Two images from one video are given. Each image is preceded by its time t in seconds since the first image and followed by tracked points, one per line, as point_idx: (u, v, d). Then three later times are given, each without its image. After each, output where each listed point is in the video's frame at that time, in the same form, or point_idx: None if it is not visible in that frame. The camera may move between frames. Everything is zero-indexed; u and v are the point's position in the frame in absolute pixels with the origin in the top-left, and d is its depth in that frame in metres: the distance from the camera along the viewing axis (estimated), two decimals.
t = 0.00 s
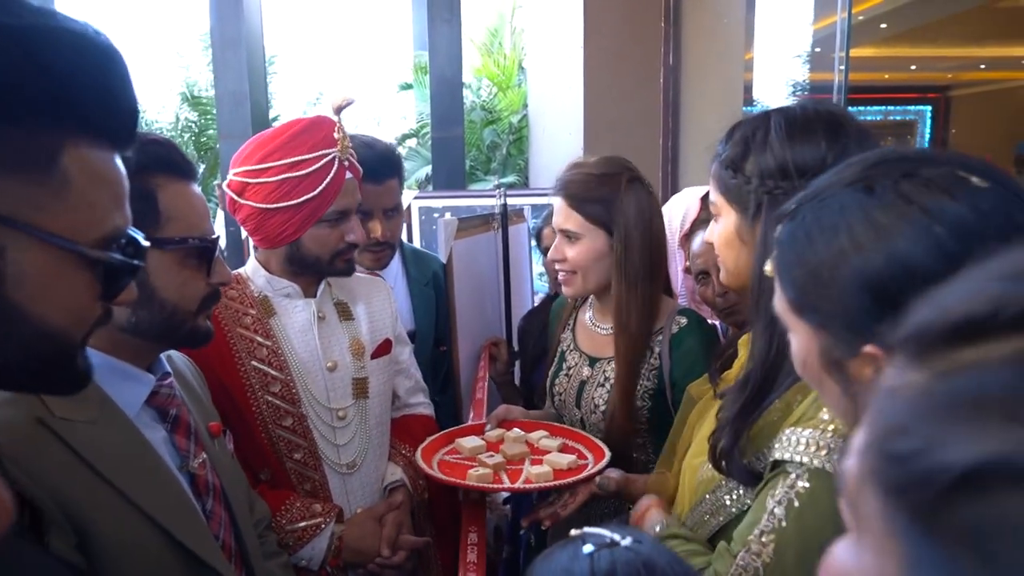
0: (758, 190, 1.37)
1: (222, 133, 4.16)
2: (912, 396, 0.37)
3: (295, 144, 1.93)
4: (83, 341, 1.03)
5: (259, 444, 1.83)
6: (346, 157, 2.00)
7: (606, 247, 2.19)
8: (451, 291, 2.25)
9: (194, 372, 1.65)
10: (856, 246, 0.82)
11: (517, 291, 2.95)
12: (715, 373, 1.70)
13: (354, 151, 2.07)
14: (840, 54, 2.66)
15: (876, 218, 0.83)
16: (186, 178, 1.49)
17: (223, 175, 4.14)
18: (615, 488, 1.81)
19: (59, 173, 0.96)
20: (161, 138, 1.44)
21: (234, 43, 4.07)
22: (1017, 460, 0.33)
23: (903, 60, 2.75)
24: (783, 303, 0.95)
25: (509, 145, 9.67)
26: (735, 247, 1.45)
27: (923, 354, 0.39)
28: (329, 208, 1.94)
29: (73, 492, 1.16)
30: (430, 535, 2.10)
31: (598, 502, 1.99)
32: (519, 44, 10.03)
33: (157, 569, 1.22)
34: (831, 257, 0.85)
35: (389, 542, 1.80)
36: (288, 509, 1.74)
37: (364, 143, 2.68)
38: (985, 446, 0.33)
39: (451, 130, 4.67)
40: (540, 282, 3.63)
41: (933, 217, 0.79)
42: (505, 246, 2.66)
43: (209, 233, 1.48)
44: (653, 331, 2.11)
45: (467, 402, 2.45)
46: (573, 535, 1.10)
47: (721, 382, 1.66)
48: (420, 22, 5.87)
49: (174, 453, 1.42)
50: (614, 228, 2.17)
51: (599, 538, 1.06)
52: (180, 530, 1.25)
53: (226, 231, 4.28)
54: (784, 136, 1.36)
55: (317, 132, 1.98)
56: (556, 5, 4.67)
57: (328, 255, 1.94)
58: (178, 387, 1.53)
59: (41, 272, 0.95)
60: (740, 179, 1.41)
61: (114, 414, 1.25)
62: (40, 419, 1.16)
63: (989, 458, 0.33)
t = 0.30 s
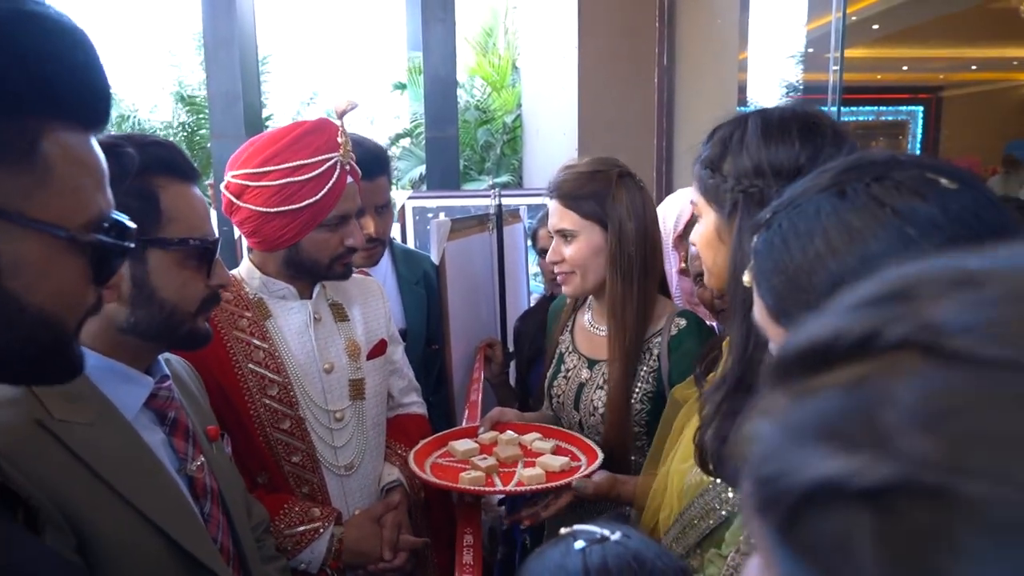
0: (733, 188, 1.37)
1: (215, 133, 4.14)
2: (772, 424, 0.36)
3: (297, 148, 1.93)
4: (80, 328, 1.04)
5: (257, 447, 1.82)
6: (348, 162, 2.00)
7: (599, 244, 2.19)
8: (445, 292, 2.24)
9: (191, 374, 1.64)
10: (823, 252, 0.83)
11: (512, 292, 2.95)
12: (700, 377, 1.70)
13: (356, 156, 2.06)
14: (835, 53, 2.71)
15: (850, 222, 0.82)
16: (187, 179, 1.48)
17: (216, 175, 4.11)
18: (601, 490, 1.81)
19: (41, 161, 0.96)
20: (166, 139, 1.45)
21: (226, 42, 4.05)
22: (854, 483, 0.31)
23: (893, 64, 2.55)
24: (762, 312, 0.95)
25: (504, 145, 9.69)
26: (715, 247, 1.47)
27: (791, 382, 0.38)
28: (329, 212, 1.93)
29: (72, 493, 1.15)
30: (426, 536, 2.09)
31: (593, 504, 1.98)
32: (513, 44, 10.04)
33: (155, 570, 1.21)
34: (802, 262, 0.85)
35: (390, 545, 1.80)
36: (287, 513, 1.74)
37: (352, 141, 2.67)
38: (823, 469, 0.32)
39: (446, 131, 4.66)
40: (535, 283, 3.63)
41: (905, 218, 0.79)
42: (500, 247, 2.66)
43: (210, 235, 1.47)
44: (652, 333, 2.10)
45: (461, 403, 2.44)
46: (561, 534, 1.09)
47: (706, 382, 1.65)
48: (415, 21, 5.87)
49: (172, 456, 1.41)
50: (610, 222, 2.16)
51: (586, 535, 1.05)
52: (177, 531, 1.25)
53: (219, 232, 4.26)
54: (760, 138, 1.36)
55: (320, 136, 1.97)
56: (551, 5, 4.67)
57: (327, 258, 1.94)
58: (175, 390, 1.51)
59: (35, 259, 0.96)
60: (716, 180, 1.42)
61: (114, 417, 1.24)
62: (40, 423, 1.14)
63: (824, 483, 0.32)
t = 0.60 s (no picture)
0: (731, 192, 1.38)
1: (211, 134, 4.13)
2: (728, 440, 0.39)
3: (300, 152, 1.93)
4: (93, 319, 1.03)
5: (253, 449, 1.81)
6: (347, 166, 2.01)
7: (600, 243, 2.19)
8: (443, 292, 2.24)
9: (188, 374, 1.64)
10: (819, 253, 0.82)
11: (510, 292, 2.95)
12: (697, 378, 1.69)
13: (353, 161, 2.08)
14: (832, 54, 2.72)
15: (847, 222, 0.83)
16: (183, 182, 1.48)
17: (212, 176, 4.10)
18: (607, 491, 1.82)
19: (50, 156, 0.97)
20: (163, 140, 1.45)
21: (222, 43, 4.05)
22: (801, 498, 0.34)
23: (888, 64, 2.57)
24: (760, 310, 0.93)
25: (500, 146, 9.72)
26: (711, 251, 1.48)
27: (744, 397, 0.41)
28: (330, 216, 1.94)
29: (73, 494, 1.15)
30: (423, 535, 2.09)
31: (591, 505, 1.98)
32: (509, 45, 10.06)
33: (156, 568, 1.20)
34: (797, 262, 0.84)
35: (388, 545, 1.79)
36: (284, 513, 1.73)
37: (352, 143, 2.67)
38: (779, 483, 0.34)
39: (443, 131, 4.65)
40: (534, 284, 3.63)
41: (902, 217, 0.80)
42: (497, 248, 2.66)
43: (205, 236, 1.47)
44: (652, 334, 2.10)
45: (458, 405, 2.44)
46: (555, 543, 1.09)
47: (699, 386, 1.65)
48: (411, 22, 5.87)
49: (172, 457, 1.41)
50: (609, 222, 2.17)
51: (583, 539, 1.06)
52: (178, 529, 1.24)
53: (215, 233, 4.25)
54: (755, 138, 1.36)
55: (321, 141, 1.98)
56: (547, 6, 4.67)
57: (325, 261, 1.94)
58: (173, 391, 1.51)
59: (48, 255, 0.96)
60: (712, 184, 1.42)
61: (114, 419, 1.24)
62: (41, 428, 1.15)
63: (777, 496, 0.35)
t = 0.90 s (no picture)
0: (738, 198, 1.39)
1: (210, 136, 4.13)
2: (750, 460, 0.42)
3: (283, 155, 1.94)
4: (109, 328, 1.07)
5: (245, 455, 1.81)
6: (331, 168, 2.02)
7: (603, 246, 2.19)
8: (443, 294, 2.24)
9: (184, 378, 1.64)
10: (823, 258, 0.83)
11: (511, 295, 2.95)
12: (698, 381, 1.70)
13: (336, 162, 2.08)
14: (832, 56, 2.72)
15: (851, 225, 0.83)
16: (177, 186, 1.47)
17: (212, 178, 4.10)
18: (597, 493, 1.75)
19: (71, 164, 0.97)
20: (164, 150, 1.45)
21: (221, 45, 4.04)
22: (829, 520, 0.36)
23: (885, 66, 2.58)
24: (764, 312, 0.93)
25: (498, 148, 9.78)
26: (716, 256, 1.49)
27: (764, 415, 0.43)
28: (316, 219, 1.95)
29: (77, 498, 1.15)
30: (421, 534, 2.09)
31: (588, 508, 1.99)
32: (507, 48, 10.07)
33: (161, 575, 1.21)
34: (801, 268, 0.85)
35: (383, 544, 1.80)
36: (278, 517, 1.72)
37: (355, 149, 2.66)
38: (805, 505, 0.37)
39: (442, 133, 4.66)
40: (534, 286, 3.64)
41: (905, 222, 0.81)
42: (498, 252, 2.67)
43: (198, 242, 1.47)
44: (653, 337, 2.10)
45: (460, 407, 2.45)
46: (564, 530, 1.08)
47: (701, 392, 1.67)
48: (410, 24, 5.88)
49: (171, 462, 1.40)
50: (611, 227, 2.17)
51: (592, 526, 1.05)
52: (172, 529, 1.23)
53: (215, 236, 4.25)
54: (764, 143, 1.37)
55: (303, 143, 1.99)
56: (546, 7, 4.67)
57: (313, 262, 1.94)
58: (171, 397, 1.50)
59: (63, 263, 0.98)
60: (721, 189, 1.43)
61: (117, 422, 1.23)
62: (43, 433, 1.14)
63: (803, 517, 0.37)
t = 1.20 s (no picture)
0: (755, 199, 1.39)
1: (218, 136, 4.15)
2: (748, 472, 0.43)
3: (272, 150, 1.94)
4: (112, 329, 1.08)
5: (248, 457, 1.80)
6: (322, 160, 2.02)
7: (618, 253, 2.19)
8: (450, 294, 2.25)
9: (189, 378, 1.62)
10: (825, 262, 0.83)
11: (518, 294, 2.95)
12: (704, 381, 1.70)
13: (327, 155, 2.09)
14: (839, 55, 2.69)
15: (853, 229, 0.83)
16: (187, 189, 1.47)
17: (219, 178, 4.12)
18: (609, 493, 1.75)
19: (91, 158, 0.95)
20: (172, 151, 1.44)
21: (229, 45, 4.06)
22: (828, 534, 0.37)
23: (894, 64, 2.57)
24: (767, 315, 0.94)
25: (505, 147, 9.80)
26: (727, 257, 1.49)
27: (761, 425, 0.44)
28: (309, 213, 1.96)
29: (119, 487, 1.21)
30: (425, 532, 2.10)
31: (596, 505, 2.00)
32: (514, 46, 10.06)
33: None
34: (801, 272, 0.86)
35: (386, 540, 1.83)
36: (283, 518, 1.71)
37: (362, 148, 2.67)
38: (804, 517, 0.38)
39: (449, 133, 4.66)
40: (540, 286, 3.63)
41: (905, 225, 0.80)
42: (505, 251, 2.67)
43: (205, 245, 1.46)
44: (660, 336, 2.09)
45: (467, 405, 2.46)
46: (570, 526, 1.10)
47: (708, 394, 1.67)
48: (417, 24, 5.89)
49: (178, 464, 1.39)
50: (624, 233, 2.17)
51: (597, 520, 1.07)
52: (178, 534, 1.22)
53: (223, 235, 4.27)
54: (782, 142, 1.36)
55: (291, 137, 2.00)
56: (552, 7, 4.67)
57: (308, 258, 1.95)
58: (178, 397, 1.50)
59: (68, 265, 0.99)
60: (737, 189, 1.43)
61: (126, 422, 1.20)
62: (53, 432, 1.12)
63: (802, 530, 0.38)
